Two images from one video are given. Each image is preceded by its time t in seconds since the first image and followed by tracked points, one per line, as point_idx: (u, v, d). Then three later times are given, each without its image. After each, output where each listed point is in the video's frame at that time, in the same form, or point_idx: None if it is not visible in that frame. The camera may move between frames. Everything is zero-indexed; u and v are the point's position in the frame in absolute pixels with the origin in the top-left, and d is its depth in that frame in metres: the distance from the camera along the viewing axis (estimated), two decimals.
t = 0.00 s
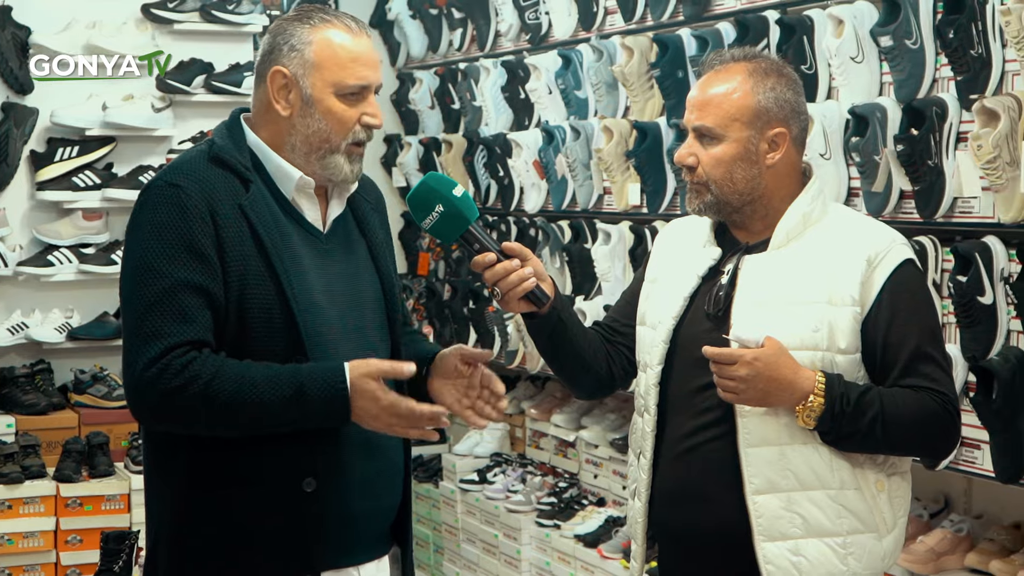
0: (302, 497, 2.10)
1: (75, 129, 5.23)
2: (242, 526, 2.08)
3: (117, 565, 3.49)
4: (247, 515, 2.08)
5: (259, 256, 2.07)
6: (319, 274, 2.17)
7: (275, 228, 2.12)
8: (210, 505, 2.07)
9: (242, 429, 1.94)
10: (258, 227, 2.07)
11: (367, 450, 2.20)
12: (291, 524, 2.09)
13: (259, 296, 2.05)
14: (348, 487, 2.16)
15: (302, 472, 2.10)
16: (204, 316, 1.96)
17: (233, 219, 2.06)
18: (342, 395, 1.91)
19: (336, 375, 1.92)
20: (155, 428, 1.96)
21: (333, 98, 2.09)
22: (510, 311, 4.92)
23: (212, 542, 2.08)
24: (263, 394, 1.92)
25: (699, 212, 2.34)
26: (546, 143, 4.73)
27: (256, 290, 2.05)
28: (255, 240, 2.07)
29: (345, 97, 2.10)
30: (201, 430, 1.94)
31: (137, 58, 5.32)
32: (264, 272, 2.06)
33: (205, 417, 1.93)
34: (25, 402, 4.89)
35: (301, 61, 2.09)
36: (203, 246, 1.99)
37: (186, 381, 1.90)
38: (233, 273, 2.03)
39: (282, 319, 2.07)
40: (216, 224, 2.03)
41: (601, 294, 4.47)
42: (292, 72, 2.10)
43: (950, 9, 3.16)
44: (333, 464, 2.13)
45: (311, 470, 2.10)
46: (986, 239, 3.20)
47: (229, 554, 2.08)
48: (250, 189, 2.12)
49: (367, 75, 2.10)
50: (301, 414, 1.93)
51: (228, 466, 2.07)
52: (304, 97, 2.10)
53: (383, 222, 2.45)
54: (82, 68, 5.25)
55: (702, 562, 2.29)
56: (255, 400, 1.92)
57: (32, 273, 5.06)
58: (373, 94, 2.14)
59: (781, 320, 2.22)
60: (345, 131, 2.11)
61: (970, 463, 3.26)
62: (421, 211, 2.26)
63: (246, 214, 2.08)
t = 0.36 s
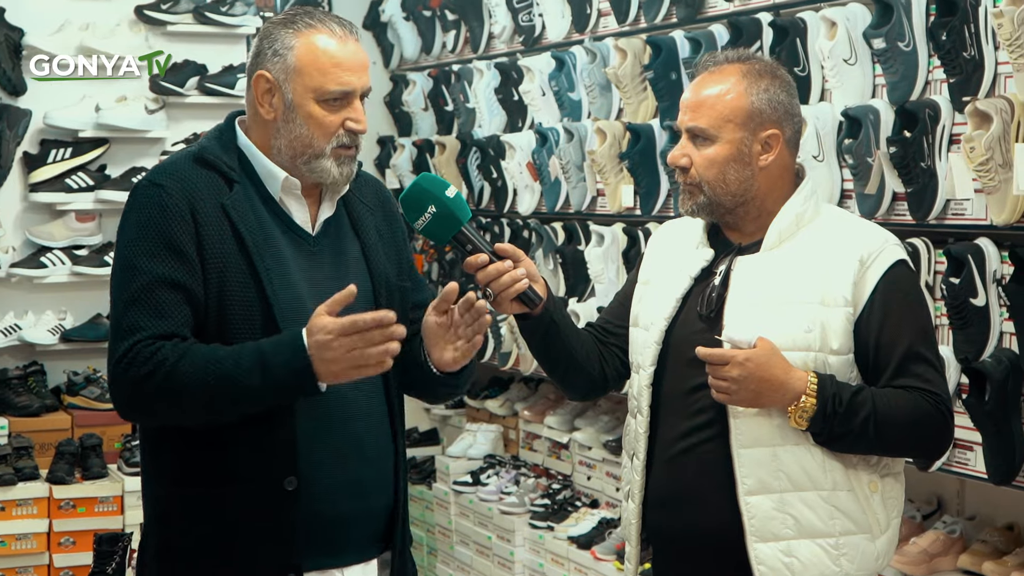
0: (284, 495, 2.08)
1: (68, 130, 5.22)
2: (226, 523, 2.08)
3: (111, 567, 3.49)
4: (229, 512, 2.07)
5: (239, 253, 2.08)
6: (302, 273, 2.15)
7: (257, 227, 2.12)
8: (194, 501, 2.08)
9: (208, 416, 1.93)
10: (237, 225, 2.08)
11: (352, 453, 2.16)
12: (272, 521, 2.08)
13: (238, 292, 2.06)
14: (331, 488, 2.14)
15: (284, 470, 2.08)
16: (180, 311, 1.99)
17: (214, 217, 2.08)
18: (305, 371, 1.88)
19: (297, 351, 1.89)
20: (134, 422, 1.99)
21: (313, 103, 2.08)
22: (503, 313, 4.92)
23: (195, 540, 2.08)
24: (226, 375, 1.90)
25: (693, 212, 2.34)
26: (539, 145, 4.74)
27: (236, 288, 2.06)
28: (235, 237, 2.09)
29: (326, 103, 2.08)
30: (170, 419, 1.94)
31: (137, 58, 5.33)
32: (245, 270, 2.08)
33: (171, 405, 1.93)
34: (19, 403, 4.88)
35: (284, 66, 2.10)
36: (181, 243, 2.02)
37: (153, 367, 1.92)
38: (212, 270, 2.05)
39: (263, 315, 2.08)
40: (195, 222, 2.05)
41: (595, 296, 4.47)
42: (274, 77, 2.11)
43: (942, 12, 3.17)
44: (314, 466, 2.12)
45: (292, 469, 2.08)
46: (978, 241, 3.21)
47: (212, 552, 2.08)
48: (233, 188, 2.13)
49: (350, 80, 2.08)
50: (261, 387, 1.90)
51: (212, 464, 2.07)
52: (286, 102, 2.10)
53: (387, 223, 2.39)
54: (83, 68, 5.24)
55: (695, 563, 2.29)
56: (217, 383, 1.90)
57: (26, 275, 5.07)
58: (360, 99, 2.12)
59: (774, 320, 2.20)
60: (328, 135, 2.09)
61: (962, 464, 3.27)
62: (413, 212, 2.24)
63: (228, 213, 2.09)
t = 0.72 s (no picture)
0: (264, 497, 2.06)
1: (64, 133, 5.24)
2: (210, 524, 2.07)
3: (107, 570, 3.48)
4: (212, 514, 2.07)
5: (225, 257, 2.08)
6: (289, 275, 2.14)
7: (245, 229, 2.12)
8: (181, 501, 2.08)
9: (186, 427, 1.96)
10: (223, 228, 2.08)
11: (340, 457, 2.15)
12: (252, 523, 2.06)
13: (222, 295, 2.06)
14: (314, 492, 2.12)
15: (266, 472, 2.06)
16: (164, 316, 2.00)
17: (201, 221, 2.08)
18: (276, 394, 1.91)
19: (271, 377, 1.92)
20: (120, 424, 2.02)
21: (301, 103, 2.08)
22: (500, 315, 4.93)
23: (179, 541, 2.08)
24: (202, 389, 1.94)
25: (689, 214, 2.32)
26: (536, 148, 4.75)
27: (220, 292, 2.06)
28: (222, 241, 2.09)
29: (315, 103, 2.08)
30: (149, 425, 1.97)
31: (137, 58, 5.32)
32: (229, 274, 2.07)
33: (150, 411, 1.96)
34: (15, 406, 4.88)
35: (273, 67, 2.10)
36: (166, 247, 2.03)
37: (132, 374, 1.95)
38: (196, 275, 2.05)
39: (247, 319, 2.07)
40: (182, 225, 2.06)
41: (591, 299, 4.49)
42: (265, 79, 2.13)
43: (938, 15, 3.17)
44: (297, 469, 2.11)
45: (273, 471, 2.06)
46: (974, 244, 3.20)
47: (195, 552, 2.07)
48: (224, 192, 2.13)
49: (339, 81, 2.07)
50: (233, 413, 1.93)
51: (200, 465, 2.07)
52: (275, 103, 2.11)
53: (391, 228, 2.33)
54: (82, 68, 5.23)
55: (691, 567, 2.26)
56: (193, 396, 1.94)
57: (22, 278, 5.07)
58: (350, 100, 2.11)
59: (771, 323, 2.18)
60: (317, 136, 2.09)
61: (958, 467, 3.26)
62: (410, 214, 2.23)
63: (216, 217, 2.09)
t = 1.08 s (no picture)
0: (268, 498, 2.05)
1: (64, 135, 5.24)
2: (214, 525, 2.07)
3: (107, 572, 3.48)
4: (217, 515, 2.06)
5: (230, 258, 2.08)
6: (292, 277, 2.14)
7: (249, 231, 2.12)
8: (186, 502, 2.07)
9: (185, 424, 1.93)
10: (228, 230, 2.08)
11: (344, 458, 2.14)
12: (257, 523, 2.06)
13: (227, 297, 2.06)
14: (318, 493, 2.11)
15: (269, 473, 2.06)
16: (168, 314, 2.00)
17: (205, 222, 2.08)
18: (277, 389, 1.86)
19: (272, 366, 1.88)
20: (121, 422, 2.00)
21: (317, 107, 2.08)
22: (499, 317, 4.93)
23: (184, 542, 2.07)
24: (205, 380, 1.91)
25: (692, 215, 2.32)
26: (535, 149, 4.75)
27: (224, 294, 2.06)
28: (226, 242, 2.08)
29: (330, 106, 2.08)
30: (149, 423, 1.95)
31: (136, 58, 5.35)
32: (234, 276, 2.07)
33: (149, 407, 1.94)
34: (14, 408, 4.88)
35: (284, 73, 2.09)
36: (170, 247, 2.03)
37: (133, 368, 1.93)
38: (201, 275, 2.05)
39: (251, 322, 2.07)
40: (186, 227, 2.06)
41: (591, 300, 4.50)
42: (276, 85, 2.11)
43: (937, 16, 3.17)
44: (301, 472, 2.10)
45: (277, 472, 2.05)
46: (974, 245, 3.20)
47: (198, 554, 2.07)
48: (229, 194, 2.13)
49: (352, 82, 2.08)
50: (235, 403, 1.89)
51: (205, 466, 2.07)
52: (290, 109, 2.10)
53: (394, 229, 2.32)
54: (83, 68, 5.23)
55: (691, 569, 2.26)
56: (193, 389, 1.91)
57: (21, 280, 5.07)
58: (361, 100, 2.12)
59: (774, 325, 2.18)
60: (333, 138, 2.09)
61: (958, 468, 3.26)
62: (411, 215, 2.22)
63: (220, 218, 2.09)
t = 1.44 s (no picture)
0: (278, 495, 2.03)
1: (63, 135, 5.24)
2: (224, 524, 2.04)
3: (106, 572, 3.49)
4: (227, 513, 2.03)
5: (242, 254, 2.05)
6: (298, 275, 2.12)
7: (259, 228, 2.10)
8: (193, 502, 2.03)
9: (210, 405, 1.90)
10: (239, 226, 2.06)
11: (347, 456, 2.12)
12: (268, 520, 2.03)
13: (240, 294, 2.04)
14: (327, 491, 2.09)
15: (279, 470, 2.03)
16: (187, 304, 1.97)
17: (216, 218, 2.05)
18: (304, 348, 1.86)
19: (296, 329, 1.88)
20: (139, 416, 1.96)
21: (323, 100, 2.07)
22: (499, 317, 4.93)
23: (193, 542, 2.04)
24: (226, 357, 1.88)
25: (694, 213, 2.31)
26: (534, 149, 4.75)
27: (238, 289, 2.04)
28: (238, 238, 2.06)
29: (337, 100, 2.08)
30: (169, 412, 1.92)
31: (136, 58, 5.35)
32: (247, 273, 2.05)
33: (169, 393, 1.90)
34: (13, 408, 4.88)
35: (294, 64, 2.09)
36: (183, 240, 2.00)
37: (154, 354, 1.90)
38: (215, 269, 2.03)
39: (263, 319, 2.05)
40: (198, 222, 2.03)
41: (590, 300, 4.50)
42: (285, 76, 2.11)
43: (937, 16, 3.17)
44: (309, 470, 2.08)
45: (287, 469, 2.03)
46: (973, 245, 3.20)
47: (209, 553, 2.04)
48: (236, 191, 2.10)
49: (360, 79, 2.07)
50: (262, 364, 1.87)
51: (213, 465, 2.03)
52: (296, 100, 2.09)
53: (392, 230, 2.32)
54: (82, 68, 5.23)
55: (690, 569, 2.26)
56: (217, 369, 1.88)
57: (20, 279, 5.06)
58: (368, 98, 2.11)
59: (774, 325, 2.18)
60: (337, 134, 2.08)
61: (957, 468, 3.26)
62: (413, 211, 2.19)
63: (230, 214, 2.07)
